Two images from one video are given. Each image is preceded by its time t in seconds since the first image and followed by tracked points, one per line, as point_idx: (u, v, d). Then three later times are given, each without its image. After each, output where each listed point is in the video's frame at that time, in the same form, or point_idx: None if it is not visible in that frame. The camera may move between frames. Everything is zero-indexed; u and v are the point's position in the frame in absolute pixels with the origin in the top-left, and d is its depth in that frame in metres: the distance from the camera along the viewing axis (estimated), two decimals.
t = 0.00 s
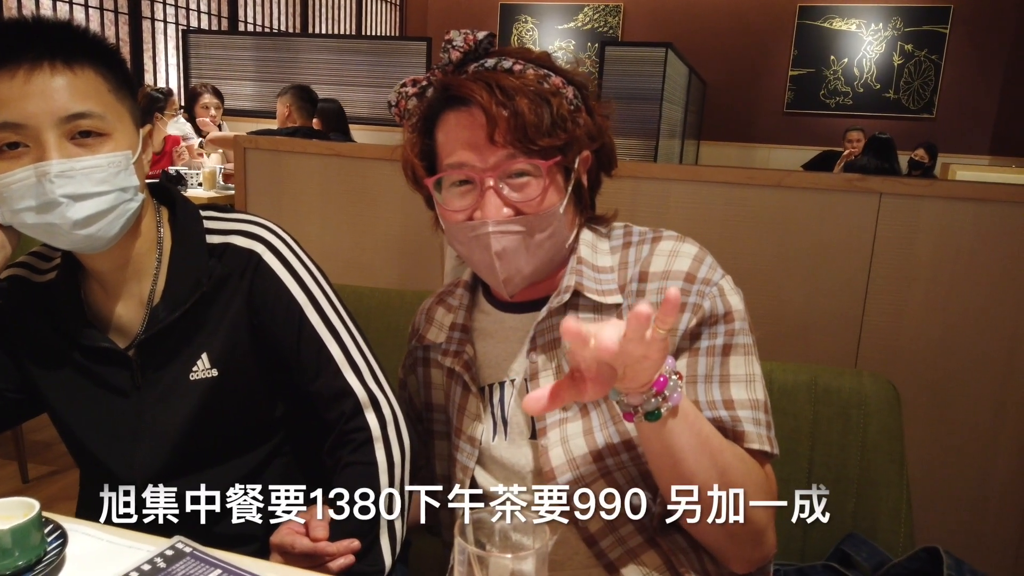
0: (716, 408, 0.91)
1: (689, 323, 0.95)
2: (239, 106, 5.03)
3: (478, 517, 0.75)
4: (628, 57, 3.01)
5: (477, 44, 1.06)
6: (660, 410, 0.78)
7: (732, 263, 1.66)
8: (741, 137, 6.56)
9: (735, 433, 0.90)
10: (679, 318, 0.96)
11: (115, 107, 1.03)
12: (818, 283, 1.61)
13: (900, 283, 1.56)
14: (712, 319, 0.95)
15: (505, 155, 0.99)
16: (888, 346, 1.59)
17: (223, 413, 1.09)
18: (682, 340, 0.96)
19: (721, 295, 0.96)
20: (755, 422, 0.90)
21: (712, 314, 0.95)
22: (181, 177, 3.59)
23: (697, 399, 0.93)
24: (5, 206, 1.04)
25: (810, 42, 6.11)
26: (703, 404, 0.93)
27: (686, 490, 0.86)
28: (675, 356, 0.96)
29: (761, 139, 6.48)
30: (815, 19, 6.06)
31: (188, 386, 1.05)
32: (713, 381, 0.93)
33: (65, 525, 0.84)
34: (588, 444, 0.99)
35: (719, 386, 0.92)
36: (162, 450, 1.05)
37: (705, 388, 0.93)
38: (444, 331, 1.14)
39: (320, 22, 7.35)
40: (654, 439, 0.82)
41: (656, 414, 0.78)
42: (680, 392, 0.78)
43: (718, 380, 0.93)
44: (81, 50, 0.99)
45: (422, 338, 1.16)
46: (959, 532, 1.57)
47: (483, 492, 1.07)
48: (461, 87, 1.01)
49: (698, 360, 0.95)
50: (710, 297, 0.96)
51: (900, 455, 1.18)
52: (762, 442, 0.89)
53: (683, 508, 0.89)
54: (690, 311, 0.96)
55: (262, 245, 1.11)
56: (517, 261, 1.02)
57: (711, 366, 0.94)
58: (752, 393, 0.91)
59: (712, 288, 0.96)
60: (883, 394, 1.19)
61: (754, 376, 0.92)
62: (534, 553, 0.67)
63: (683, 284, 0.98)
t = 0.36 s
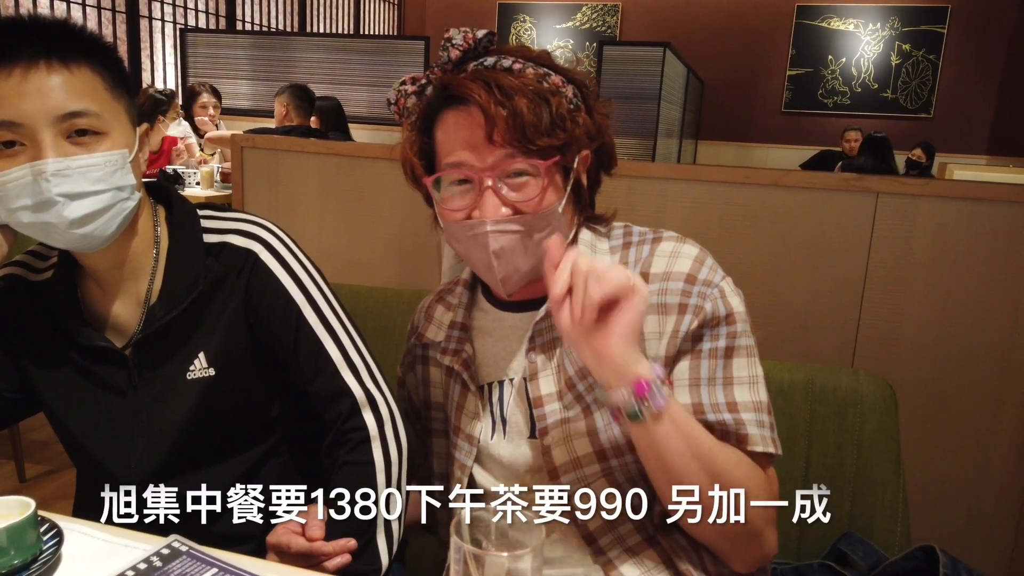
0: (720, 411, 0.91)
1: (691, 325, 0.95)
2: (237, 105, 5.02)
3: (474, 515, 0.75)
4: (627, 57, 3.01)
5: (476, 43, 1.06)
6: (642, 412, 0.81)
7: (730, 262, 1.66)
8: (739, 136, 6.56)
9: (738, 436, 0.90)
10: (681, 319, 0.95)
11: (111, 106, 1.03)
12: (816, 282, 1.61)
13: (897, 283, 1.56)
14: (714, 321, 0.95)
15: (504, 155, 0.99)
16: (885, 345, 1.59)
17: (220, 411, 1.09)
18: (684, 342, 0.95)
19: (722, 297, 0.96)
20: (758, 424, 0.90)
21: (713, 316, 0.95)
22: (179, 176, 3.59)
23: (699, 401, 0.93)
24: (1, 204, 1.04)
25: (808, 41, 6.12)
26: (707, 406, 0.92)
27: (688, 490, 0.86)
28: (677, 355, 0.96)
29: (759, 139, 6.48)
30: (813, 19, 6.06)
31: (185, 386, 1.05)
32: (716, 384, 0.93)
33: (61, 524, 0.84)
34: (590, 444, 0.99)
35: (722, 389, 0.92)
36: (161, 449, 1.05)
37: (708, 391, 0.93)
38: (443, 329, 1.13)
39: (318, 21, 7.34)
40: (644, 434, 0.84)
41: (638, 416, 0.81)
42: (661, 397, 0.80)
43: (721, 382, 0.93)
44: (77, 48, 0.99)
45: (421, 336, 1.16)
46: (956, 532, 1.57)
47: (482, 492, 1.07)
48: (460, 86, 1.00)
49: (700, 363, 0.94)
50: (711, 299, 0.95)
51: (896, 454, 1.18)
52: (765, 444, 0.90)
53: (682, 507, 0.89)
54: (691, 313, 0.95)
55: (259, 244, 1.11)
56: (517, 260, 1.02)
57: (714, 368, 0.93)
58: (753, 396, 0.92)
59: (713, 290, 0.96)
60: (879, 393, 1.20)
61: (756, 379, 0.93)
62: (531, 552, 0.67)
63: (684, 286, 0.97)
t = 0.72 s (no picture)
0: (726, 411, 0.91)
1: (701, 324, 0.95)
2: (235, 105, 5.02)
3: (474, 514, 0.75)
4: (625, 57, 3.02)
5: (493, 39, 1.06)
6: (645, 408, 0.84)
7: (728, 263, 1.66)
8: (737, 136, 6.57)
9: (743, 436, 0.91)
10: (691, 318, 0.95)
11: (110, 107, 1.03)
12: (813, 282, 1.61)
13: (896, 283, 1.57)
14: (723, 321, 0.95)
15: (519, 151, 1.00)
16: (882, 345, 1.60)
17: (220, 412, 1.09)
18: (693, 341, 0.95)
19: (732, 297, 0.96)
20: (765, 425, 0.91)
21: (723, 316, 0.95)
22: (177, 176, 3.58)
23: (706, 400, 0.93)
24: None
25: (805, 41, 6.13)
26: (714, 405, 0.92)
27: (689, 489, 0.87)
28: (687, 354, 0.96)
29: (757, 139, 6.49)
30: (810, 19, 6.07)
31: (183, 386, 1.06)
32: (724, 384, 0.93)
33: (61, 524, 0.84)
34: (598, 441, 0.99)
35: (729, 388, 0.93)
36: (160, 448, 1.05)
37: (716, 390, 0.93)
38: (449, 323, 1.14)
39: (316, 21, 7.34)
40: (647, 427, 0.85)
41: (639, 411, 0.84)
42: (666, 394, 0.83)
43: (729, 381, 0.93)
44: (76, 49, 0.99)
45: (426, 331, 1.17)
46: (954, 531, 1.57)
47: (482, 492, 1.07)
48: (477, 81, 1.01)
49: (708, 362, 0.94)
50: (721, 299, 0.95)
51: (894, 454, 1.18)
52: (771, 445, 0.90)
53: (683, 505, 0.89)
54: (701, 312, 0.95)
55: (258, 245, 1.11)
56: (528, 256, 1.03)
57: (722, 367, 0.94)
58: (761, 397, 0.92)
59: (724, 290, 0.97)
60: (876, 392, 1.20)
61: (763, 380, 0.93)
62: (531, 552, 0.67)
63: (694, 286, 0.97)
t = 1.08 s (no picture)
0: (722, 406, 0.91)
1: (699, 321, 0.95)
2: (233, 105, 5.01)
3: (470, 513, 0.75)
4: (625, 57, 3.02)
5: (493, 37, 1.06)
6: (630, 392, 0.83)
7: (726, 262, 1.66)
8: (736, 137, 6.57)
9: (738, 431, 0.90)
10: (689, 315, 0.96)
11: (105, 106, 1.03)
12: (812, 281, 1.61)
13: (895, 282, 1.57)
14: (721, 318, 0.95)
15: (514, 147, 0.99)
16: (880, 345, 1.60)
17: (216, 412, 1.09)
18: (692, 337, 0.96)
19: (731, 294, 0.97)
20: (760, 421, 0.91)
21: (722, 312, 0.95)
22: (175, 176, 3.58)
23: (702, 395, 0.92)
24: None
25: (804, 42, 6.13)
26: (709, 400, 0.92)
27: (689, 490, 0.87)
28: (684, 350, 0.96)
29: (756, 140, 6.50)
30: (808, 19, 6.09)
31: (181, 386, 1.05)
32: (719, 379, 0.93)
33: (57, 524, 0.84)
34: (593, 438, 0.99)
35: (725, 384, 0.92)
36: (159, 448, 1.05)
37: (711, 386, 0.92)
38: (449, 320, 1.14)
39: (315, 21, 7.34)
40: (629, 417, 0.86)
41: (624, 396, 0.84)
42: (651, 380, 0.82)
43: (725, 377, 0.93)
44: (72, 49, 0.99)
45: (426, 328, 1.17)
46: (954, 532, 1.57)
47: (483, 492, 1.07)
48: (474, 78, 1.01)
49: (705, 357, 0.94)
50: (721, 296, 0.96)
51: (891, 453, 1.18)
52: (766, 441, 0.90)
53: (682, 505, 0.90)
54: (700, 309, 0.96)
55: (254, 245, 1.11)
56: (524, 253, 1.03)
57: (718, 363, 0.93)
58: (757, 393, 0.92)
59: (724, 287, 0.97)
60: (874, 391, 1.20)
61: (760, 376, 0.93)
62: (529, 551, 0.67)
63: (694, 283, 0.98)
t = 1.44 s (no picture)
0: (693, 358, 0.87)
1: (687, 297, 0.96)
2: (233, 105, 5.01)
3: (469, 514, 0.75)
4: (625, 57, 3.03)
5: (520, 33, 1.03)
6: (603, 283, 0.87)
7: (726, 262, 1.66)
8: (736, 137, 6.59)
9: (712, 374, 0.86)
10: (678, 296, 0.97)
11: (103, 105, 1.02)
12: (812, 282, 1.61)
13: (893, 281, 1.57)
14: (710, 295, 0.94)
15: (531, 148, 1.00)
16: (881, 346, 1.59)
17: (216, 412, 1.08)
18: (678, 314, 0.96)
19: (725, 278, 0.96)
20: (735, 376, 0.86)
21: (711, 291, 0.94)
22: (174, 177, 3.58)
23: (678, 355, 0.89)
24: None
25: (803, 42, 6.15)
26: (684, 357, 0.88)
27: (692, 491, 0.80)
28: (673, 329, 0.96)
29: (756, 140, 6.51)
30: (808, 19, 6.10)
31: (181, 387, 1.05)
32: (699, 342, 0.89)
33: (56, 525, 0.83)
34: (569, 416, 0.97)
35: (704, 347, 0.88)
36: (161, 449, 1.05)
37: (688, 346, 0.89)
38: (453, 317, 1.14)
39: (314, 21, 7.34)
40: (618, 337, 0.84)
41: (599, 286, 0.87)
42: (625, 274, 0.86)
43: (705, 341, 0.89)
44: (69, 48, 0.98)
45: (429, 325, 1.17)
46: (953, 532, 1.57)
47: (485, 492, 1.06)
48: (497, 75, 1.00)
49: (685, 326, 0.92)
50: (714, 278, 0.95)
51: (892, 453, 1.18)
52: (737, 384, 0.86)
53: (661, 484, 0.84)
54: (690, 288, 0.96)
55: (254, 245, 1.10)
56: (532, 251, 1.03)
57: (698, 329, 0.90)
58: (740, 361, 0.88)
59: (717, 271, 0.97)
60: (873, 389, 1.20)
61: (739, 347, 0.90)
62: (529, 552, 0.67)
63: (690, 269, 1.00)
